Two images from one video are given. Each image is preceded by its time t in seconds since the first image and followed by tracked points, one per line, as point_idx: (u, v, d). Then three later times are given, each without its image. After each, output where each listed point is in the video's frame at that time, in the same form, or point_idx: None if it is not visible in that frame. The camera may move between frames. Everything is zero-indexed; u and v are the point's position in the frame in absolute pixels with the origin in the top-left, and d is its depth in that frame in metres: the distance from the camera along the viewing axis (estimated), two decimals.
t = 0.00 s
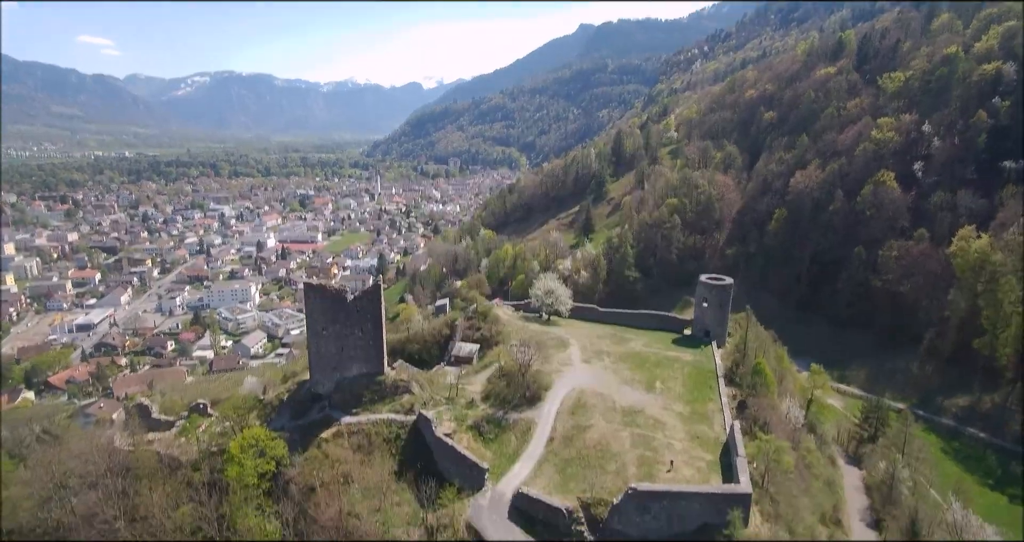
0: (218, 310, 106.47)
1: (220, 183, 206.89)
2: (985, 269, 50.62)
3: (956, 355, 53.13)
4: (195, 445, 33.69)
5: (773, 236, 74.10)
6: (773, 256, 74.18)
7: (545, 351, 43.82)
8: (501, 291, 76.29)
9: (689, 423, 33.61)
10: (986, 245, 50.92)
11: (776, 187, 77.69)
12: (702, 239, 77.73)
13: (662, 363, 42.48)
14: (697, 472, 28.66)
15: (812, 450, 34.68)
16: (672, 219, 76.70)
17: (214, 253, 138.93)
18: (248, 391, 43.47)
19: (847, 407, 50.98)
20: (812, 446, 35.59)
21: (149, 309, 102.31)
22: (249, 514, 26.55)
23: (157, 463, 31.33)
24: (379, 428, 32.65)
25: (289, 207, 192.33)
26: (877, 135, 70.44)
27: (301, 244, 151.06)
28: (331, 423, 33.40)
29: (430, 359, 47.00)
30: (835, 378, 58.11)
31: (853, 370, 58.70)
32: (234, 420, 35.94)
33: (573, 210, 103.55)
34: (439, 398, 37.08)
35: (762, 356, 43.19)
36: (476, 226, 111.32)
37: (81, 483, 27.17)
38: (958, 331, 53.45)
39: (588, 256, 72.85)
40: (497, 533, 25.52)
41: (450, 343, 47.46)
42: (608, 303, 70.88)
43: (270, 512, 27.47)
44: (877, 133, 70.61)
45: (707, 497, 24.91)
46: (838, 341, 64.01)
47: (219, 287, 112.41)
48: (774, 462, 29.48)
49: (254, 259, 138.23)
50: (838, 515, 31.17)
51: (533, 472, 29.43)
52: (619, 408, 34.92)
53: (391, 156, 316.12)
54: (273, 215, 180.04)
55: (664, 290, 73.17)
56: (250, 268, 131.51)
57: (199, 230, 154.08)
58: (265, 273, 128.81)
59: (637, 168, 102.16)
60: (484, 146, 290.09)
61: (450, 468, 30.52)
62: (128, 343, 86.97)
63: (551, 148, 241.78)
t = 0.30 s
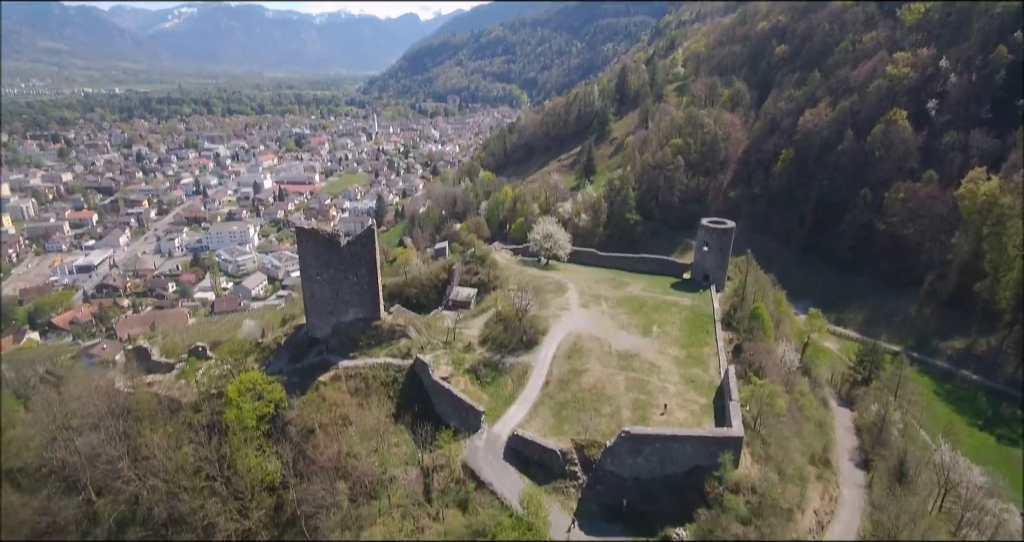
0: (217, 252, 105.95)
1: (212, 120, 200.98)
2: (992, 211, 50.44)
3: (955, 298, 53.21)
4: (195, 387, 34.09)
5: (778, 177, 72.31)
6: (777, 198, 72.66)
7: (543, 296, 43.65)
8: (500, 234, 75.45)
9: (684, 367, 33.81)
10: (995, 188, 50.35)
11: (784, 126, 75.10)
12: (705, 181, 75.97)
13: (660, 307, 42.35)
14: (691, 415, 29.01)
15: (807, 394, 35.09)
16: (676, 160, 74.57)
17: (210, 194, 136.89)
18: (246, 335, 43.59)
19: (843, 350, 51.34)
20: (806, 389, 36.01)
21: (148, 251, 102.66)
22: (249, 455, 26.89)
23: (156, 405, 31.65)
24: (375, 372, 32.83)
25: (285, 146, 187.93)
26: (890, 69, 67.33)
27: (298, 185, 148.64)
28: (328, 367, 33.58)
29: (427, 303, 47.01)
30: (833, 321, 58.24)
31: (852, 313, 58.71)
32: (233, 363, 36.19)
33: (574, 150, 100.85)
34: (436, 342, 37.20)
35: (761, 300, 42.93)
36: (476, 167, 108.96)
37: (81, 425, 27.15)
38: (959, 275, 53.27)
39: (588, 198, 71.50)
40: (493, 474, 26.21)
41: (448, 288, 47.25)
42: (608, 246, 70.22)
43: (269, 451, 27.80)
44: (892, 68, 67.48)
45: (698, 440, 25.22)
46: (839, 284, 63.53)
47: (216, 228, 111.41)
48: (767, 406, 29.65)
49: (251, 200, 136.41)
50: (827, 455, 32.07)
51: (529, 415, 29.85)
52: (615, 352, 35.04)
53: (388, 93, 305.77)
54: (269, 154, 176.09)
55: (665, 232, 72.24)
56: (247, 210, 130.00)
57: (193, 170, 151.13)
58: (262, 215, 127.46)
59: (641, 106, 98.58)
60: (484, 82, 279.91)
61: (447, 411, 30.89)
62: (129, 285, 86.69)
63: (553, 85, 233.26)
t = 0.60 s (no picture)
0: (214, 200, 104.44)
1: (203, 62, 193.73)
2: (1004, 156, 48.72)
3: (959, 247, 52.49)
4: (192, 337, 34.47)
5: (785, 123, 70.00)
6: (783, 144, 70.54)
7: (541, 246, 43.10)
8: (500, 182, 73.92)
9: (682, 318, 33.66)
10: (1009, 133, 49.10)
11: (794, 68, 72.04)
12: (710, 126, 73.68)
13: (659, 258, 41.86)
14: (687, 366, 29.11)
15: (804, 345, 35.07)
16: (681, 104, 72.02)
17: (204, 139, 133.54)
18: (243, 285, 43.30)
19: (842, 300, 51.26)
20: (803, 340, 35.98)
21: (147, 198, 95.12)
22: (247, 405, 27.09)
23: (153, 354, 31.91)
24: (372, 323, 32.74)
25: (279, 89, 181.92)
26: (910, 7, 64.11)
27: (294, 130, 144.76)
28: (325, 318, 33.50)
29: (424, 254, 46.49)
30: (833, 270, 57.74)
31: (853, 263, 58.16)
32: (230, 314, 36.14)
33: (577, 94, 97.33)
34: (434, 293, 36.97)
35: (762, 251, 42.18)
36: (475, 112, 105.61)
37: (81, 374, 27.73)
38: (964, 225, 52.13)
39: (590, 144, 69.57)
40: (489, 424, 26.58)
41: (445, 238, 46.54)
42: (609, 195, 68.92)
43: (267, 400, 27.96)
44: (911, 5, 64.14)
45: (693, 392, 25.29)
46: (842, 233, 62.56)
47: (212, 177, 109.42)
48: (763, 357, 29.47)
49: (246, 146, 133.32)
50: (820, 405, 32.49)
51: (525, 365, 30.01)
52: (613, 303, 34.84)
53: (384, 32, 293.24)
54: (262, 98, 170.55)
55: (668, 180, 70.72)
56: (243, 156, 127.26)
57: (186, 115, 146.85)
58: (258, 161, 124.87)
59: (648, 46, 94.37)
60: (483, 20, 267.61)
61: (444, 362, 31.03)
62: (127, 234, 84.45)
63: (556, 23, 222.97)
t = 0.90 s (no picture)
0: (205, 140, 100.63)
1: None
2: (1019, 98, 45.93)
3: (968, 190, 51.20)
4: (186, 283, 33.95)
5: (797, 58, 66.66)
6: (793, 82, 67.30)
7: (539, 191, 41.94)
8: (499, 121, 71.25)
9: (680, 265, 33.17)
10: None
11: None
12: (718, 62, 70.26)
13: (660, 203, 40.84)
14: (683, 314, 28.90)
15: (803, 292, 34.72)
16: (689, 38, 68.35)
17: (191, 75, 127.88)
18: (234, 229, 41.90)
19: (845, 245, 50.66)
20: (802, 287, 35.53)
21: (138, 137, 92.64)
22: (242, 351, 27.08)
23: (146, 299, 32.10)
24: (367, 270, 32.30)
25: (267, 21, 172.74)
26: None
27: (284, 65, 138.54)
28: (319, 265, 33.00)
29: (420, 198, 45.37)
30: (837, 214, 56.40)
31: (857, 206, 56.65)
32: (223, 260, 35.56)
33: (580, 26, 92.19)
34: (430, 239, 36.27)
35: (766, 195, 41.00)
36: (474, 46, 100.58)
37: (75, 320, 29.39)
38: (974, 167, 50.50)
39: (592, 82, 66.56)
40: (484, 372, 26.73)
41: (441, 182, 45.21)
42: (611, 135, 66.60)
43: (262, 347, 27.90)
44: None
45: (689, 341, 25.03)
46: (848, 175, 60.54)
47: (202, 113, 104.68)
48: (761, 305, 29.13)
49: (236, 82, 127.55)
50: (816, 351, 32.43)
51: (521, 313, 29.83)
52: (611, 250, 34.21)
53: None
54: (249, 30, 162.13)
55: (672, 120, 68.08)
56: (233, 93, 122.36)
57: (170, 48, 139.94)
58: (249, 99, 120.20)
59: None
60: None
61: (440, 310, 30.82)
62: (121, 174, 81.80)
63: None
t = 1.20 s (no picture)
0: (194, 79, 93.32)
1: None
2: None
3: (978, 137, 49.36)
4: (178, 234, 32.87)
5: None
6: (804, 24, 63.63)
7: (537, 139, 40.53)
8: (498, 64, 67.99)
9: (681, 218, 32.45)
10: None
11: None
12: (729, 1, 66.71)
13: (662, 152, 39.61)
14: (682, 269, 28.47)
15: (804, 246, 34.13)
16: None
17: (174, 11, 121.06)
18: (225, 180, 40.68)
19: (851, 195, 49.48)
20: (804, 241, 34.79)
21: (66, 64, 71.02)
22: (236, 305, 26.84)
23: (137, 251, 30.94)
24: (360, 223, 31.63)
25: None
26: None
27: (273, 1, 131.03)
28: (312, 217, 32.34)
29: (415, 147, 43.78)
30: (845, 162, 54.28)
31: (865, 154, 54.56)
32: (213, 212, 34.68)
33: None
34: (425, 190, 35.28)
35: (772, 144, 39.60)
36: None
37: (69, 275, 30.70)
38: (988, 113, 48.81)
39: (596, 22, 63.29)
40: (480, 326, 26.64)
41: (437, 130, 43.61)
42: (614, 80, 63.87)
43: (256, 301, 27.56)
44: None
45: (686, 296, 24.66)
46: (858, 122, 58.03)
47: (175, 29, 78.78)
48: (761, 259, 28.43)
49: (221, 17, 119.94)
50: (814, 305, 32.06)
51: (518, 267, 29.41)
52: (611, 203, 33.34)
53: None
54: None
55: (678, 62, 64.94)
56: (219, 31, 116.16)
57: None
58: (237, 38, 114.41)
59: None
60: None
61: (435, 263, 30.37)
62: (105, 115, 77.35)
63: None
